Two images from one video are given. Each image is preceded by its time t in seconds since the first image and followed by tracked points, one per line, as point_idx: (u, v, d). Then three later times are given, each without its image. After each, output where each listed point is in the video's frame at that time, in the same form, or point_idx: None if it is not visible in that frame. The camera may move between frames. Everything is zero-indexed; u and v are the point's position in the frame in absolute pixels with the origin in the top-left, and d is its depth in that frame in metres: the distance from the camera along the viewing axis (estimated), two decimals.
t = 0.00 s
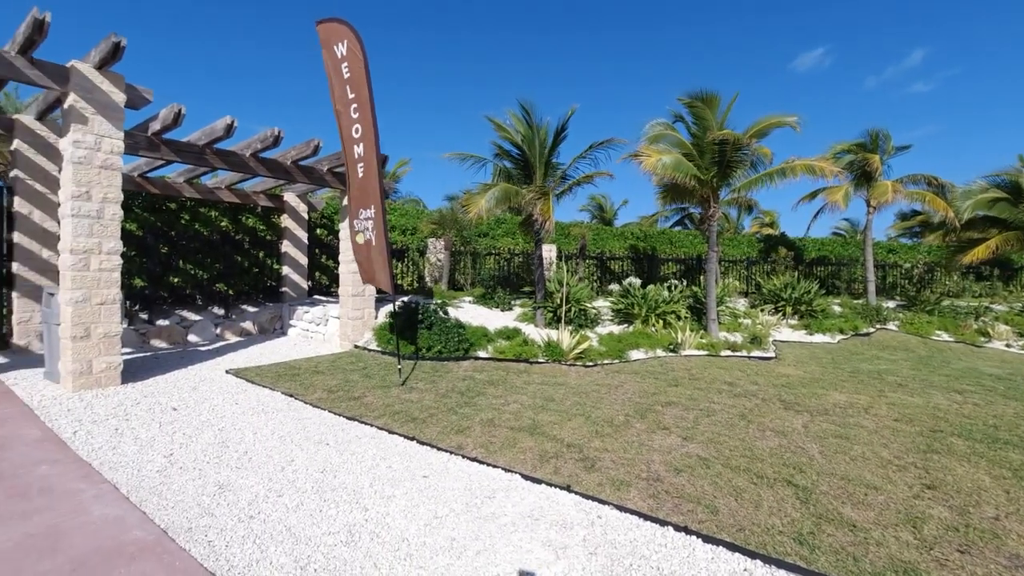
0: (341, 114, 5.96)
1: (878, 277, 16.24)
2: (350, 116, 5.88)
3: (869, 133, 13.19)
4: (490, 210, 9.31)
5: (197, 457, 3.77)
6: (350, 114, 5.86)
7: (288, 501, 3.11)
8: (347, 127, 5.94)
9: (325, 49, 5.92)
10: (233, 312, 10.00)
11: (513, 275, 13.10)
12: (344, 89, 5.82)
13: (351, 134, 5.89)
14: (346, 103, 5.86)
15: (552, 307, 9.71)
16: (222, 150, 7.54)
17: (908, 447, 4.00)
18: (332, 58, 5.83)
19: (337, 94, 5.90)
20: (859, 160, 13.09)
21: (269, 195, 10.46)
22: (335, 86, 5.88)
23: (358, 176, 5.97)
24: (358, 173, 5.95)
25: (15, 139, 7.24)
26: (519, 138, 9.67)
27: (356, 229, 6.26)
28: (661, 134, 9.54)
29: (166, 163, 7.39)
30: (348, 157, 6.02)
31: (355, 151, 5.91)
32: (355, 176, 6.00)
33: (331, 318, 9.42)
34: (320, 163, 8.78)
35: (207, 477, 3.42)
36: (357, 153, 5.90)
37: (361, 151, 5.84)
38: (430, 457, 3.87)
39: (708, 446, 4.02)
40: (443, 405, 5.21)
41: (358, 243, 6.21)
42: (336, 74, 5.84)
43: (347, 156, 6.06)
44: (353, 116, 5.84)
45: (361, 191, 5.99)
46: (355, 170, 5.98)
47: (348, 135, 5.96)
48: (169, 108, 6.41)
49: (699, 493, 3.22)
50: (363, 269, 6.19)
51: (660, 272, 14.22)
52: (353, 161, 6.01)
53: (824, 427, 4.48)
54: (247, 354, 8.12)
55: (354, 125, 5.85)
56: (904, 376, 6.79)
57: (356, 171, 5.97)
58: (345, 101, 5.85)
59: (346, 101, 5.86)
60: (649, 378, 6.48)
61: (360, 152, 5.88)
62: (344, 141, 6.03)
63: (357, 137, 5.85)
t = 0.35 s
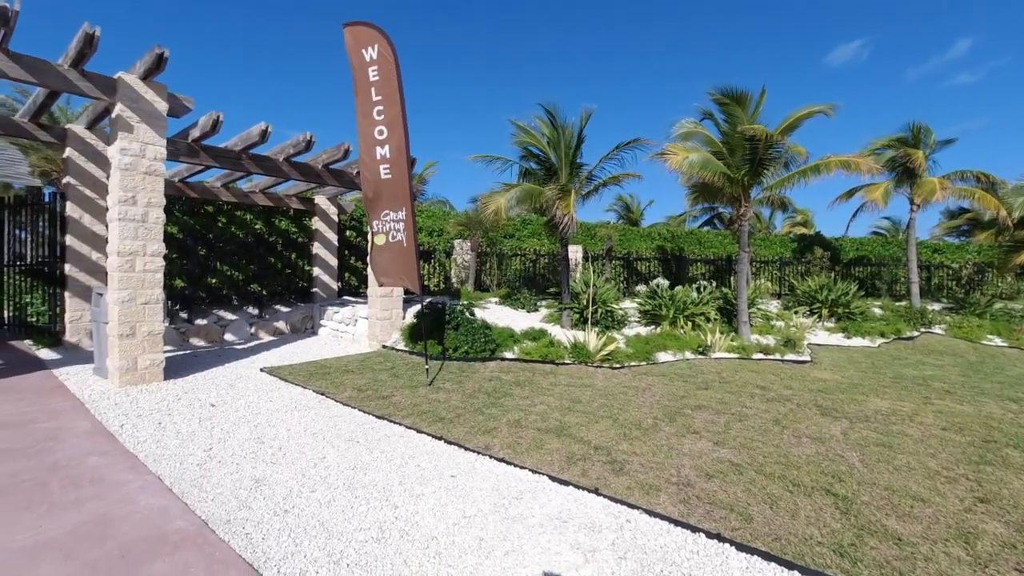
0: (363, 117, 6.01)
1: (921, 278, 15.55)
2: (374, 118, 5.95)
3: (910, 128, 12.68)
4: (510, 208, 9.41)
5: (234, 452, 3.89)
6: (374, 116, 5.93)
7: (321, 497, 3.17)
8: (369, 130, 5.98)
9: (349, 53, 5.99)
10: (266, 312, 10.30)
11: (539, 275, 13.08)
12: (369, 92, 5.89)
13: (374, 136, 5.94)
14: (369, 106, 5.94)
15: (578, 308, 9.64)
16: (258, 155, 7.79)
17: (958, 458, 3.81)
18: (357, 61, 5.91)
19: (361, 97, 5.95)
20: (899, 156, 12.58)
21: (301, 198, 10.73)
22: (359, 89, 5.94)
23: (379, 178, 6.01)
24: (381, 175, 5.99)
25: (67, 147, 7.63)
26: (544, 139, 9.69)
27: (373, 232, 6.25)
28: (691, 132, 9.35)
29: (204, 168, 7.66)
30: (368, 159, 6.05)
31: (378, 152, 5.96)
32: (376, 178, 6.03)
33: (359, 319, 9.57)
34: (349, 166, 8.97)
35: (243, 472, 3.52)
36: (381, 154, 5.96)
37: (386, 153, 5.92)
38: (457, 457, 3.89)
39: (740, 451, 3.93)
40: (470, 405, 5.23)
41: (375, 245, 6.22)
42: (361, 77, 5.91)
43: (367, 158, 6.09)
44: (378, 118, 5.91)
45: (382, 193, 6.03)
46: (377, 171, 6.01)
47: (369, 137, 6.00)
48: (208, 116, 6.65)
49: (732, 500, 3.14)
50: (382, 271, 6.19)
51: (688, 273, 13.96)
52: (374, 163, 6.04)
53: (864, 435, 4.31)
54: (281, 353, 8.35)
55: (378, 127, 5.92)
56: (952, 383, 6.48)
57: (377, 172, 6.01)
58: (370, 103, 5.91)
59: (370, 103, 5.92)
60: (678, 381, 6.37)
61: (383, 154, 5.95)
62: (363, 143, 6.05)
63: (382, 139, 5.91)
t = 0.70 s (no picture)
0: (406, 118, 6.14)
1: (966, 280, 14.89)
2: (415, 121, 6.07)
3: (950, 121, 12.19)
4: (529, 207, 9.41)
5: (267, 448, 4.00)
6: (415, 118, 6.04)
7: (350, 494, 3.23)
8: (411, 131, 6.11)
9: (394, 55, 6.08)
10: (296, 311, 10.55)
11: (563, 276, 13.03)
12: (411, 95, 6.00)
13: (415, 138, 6.07)
14: (411, 109, 6.06)
15: (603, 310, 9.55)
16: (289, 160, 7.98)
17: (1009, 470, 3.63)
18: (402, 63, 6.00)
19: (405, 99, 6.08)
20: (939, 150, 12.09)
21: (329, 201, 10.95)
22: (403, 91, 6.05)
23: (420, 178, 6.13)
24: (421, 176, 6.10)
25: (110, 153, 7.98)
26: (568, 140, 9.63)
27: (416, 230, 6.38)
28: (719, 132, 9.15)
29: (238, 172, 7.89)
30: (410, 160, 6.17)
31: (420, 154, 6.07)
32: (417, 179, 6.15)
33: (386, 319, 9.69)
34: (376, 169, 9.10)
35: (276, 467, 3.61)
36: (421, 156, 6.07)
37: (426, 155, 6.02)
38: (483, 457, 3.91)
39: (772, 458, 3.83)
40: (494, 406, 5.24)
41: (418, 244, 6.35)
42: (404, 79, 6.01)
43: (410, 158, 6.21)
44: (419, 121, 6.01)
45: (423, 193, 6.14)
46: (418, 172, 6.13)
47: (412, 138, 6.12)
48: (241, 122, 6.85)
49: (764, 507, 3.06)
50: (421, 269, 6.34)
51: (716, 275, 13.69)
52: (415, 164, 6.16)
53: (905, 443, 4.14)
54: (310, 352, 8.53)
55: (419, 129, 6.02)
56: (1001, 391, 6.17)
57: (418, 173, 6.13)
58: (412, 105, 6.02)
59: (412, 106, 6.04)
60: (705, 384, 6.25)
61: (424, 156, 6.05)
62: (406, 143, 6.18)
63: (422, 141, 6.01)
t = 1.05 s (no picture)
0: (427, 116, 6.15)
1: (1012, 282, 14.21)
2: (438, 120, 6.10)
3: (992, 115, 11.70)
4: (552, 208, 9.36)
5: (296, 445, 4.08)
6: (438, 117, 6.08)
7: (377, 492, 3.27)
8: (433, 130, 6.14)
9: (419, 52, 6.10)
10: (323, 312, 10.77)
11: (587, 276, 12.89)
12: (435, 94, 6.03)
13: (437, 137, 6.10)
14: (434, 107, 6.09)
15: (627, 312, 9.44)
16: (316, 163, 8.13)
17: None
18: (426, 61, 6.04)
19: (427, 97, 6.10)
20: (981, 145, 11.61)
21: (356, 203, 11.14)
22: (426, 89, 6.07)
23: (439, 177, 6.18)
24: (442, 175, 6.15)
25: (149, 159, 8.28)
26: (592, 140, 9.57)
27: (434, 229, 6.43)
28: (746, 132, 8.87)
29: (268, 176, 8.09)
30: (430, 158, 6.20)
31: (440, 154, 6.12)
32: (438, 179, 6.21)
33: (410, 320, 9.79)
34: (401, 172, 9.21)
35: (305, 464, 3.68)
36: (442, 155, 6.12)
37: (447, 154, 6.07)
38: (507, 458, 3.91)
39: (804, 465, 3.73)
40: (518, 407, 5.24)
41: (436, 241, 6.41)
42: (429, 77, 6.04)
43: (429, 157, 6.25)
44: (442, 121, 6.06)
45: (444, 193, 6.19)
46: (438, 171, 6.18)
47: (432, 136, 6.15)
48: (271, 128, 7.03)
49: (797, 516, 2.98)
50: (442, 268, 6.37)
51: (743, 276, 13.38)
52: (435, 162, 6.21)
53: (948, 453, 3.97)
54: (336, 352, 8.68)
55: (442, 129, 6.07)
56: None
57: (439, 173, 6.18)
58: (435, 104, 6.05)
59: (435, 104, 6.07)
60: (733, 388, 6.11)
61: (445, 155, 6.10)
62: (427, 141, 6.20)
63: (444, 140, 6.06)
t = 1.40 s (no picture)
0: (449, 121, 6.24)
1: None
2: (459, 122, 6.13)
3: None
4: (578, 210, 9.23)
5: (325, 444, 4.16)
6: (459, 120, 6.12)
7: (404, 492, 3.30)
8: (455, 134, 6.21)
9: (435, 55, 6.17)
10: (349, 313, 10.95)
11: (610, 280, 12.84)
12: (454, 96, 6.07)
13: (459, 140, 6.16)
14: (454, 110, 6.13)
15: (652, 314, 9.31)
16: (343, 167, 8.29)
17: None
18: (443, 63, 6.09)
19: (447, 101, 6.18)
20: None
21: (381, 207, 11.31)
22: (445, 94, 6.16)
23: (466, 180, 6.22)
24: (468, 179, 6.18)
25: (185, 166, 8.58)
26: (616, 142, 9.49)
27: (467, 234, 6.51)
28: (775, 129, 8.68)
29: (297, 181, 8.28)
30: (456, 161, 6.27)
31: (465, 156, 6.16)
32: (464, 182, 6.25)
33: (434, 322, 9.87)
34: (426, 175, 9.31)
35: (334, 463, 3.75)
36: (466, 158, 6.16)
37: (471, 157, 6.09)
38: (532, 460, 3.89)
39: (841, 474, 3.61)
40: (543, 409, 5.22)
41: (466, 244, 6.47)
42: (446, 80, 6.10)
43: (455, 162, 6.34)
44: (462, 123, 6.08)
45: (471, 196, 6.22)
46: (464, 175, 6.23)
47: (457, 140, 6.23)
48: (302, 134, 7.20)
49: (834, 527, 2.88)
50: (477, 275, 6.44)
51: (772, 278, 13.05)
52: (461, 165, 6.27)
53: (998, 466, 3.78)
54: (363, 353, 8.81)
55: (463, 131, 6.10)
56: None
57: (465, 176, 6.23)
58: (455, 107, 6.10)
59: (455, 107, 6.12)
60: (763, 394, 5.96)
61: (469, 158, 6.13)
62: (452, 145, 6.30)
63: (467, 143, 6.09)
